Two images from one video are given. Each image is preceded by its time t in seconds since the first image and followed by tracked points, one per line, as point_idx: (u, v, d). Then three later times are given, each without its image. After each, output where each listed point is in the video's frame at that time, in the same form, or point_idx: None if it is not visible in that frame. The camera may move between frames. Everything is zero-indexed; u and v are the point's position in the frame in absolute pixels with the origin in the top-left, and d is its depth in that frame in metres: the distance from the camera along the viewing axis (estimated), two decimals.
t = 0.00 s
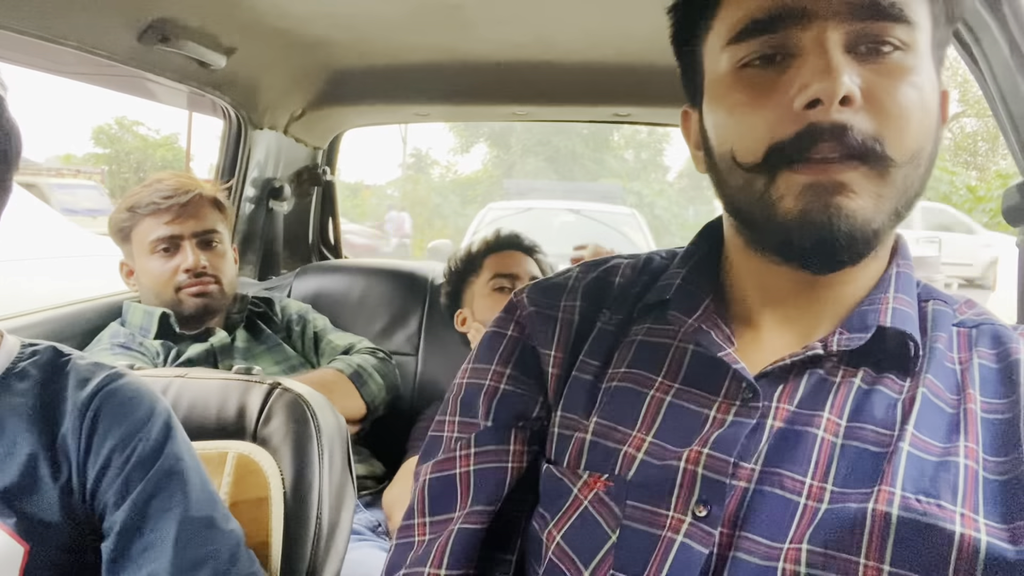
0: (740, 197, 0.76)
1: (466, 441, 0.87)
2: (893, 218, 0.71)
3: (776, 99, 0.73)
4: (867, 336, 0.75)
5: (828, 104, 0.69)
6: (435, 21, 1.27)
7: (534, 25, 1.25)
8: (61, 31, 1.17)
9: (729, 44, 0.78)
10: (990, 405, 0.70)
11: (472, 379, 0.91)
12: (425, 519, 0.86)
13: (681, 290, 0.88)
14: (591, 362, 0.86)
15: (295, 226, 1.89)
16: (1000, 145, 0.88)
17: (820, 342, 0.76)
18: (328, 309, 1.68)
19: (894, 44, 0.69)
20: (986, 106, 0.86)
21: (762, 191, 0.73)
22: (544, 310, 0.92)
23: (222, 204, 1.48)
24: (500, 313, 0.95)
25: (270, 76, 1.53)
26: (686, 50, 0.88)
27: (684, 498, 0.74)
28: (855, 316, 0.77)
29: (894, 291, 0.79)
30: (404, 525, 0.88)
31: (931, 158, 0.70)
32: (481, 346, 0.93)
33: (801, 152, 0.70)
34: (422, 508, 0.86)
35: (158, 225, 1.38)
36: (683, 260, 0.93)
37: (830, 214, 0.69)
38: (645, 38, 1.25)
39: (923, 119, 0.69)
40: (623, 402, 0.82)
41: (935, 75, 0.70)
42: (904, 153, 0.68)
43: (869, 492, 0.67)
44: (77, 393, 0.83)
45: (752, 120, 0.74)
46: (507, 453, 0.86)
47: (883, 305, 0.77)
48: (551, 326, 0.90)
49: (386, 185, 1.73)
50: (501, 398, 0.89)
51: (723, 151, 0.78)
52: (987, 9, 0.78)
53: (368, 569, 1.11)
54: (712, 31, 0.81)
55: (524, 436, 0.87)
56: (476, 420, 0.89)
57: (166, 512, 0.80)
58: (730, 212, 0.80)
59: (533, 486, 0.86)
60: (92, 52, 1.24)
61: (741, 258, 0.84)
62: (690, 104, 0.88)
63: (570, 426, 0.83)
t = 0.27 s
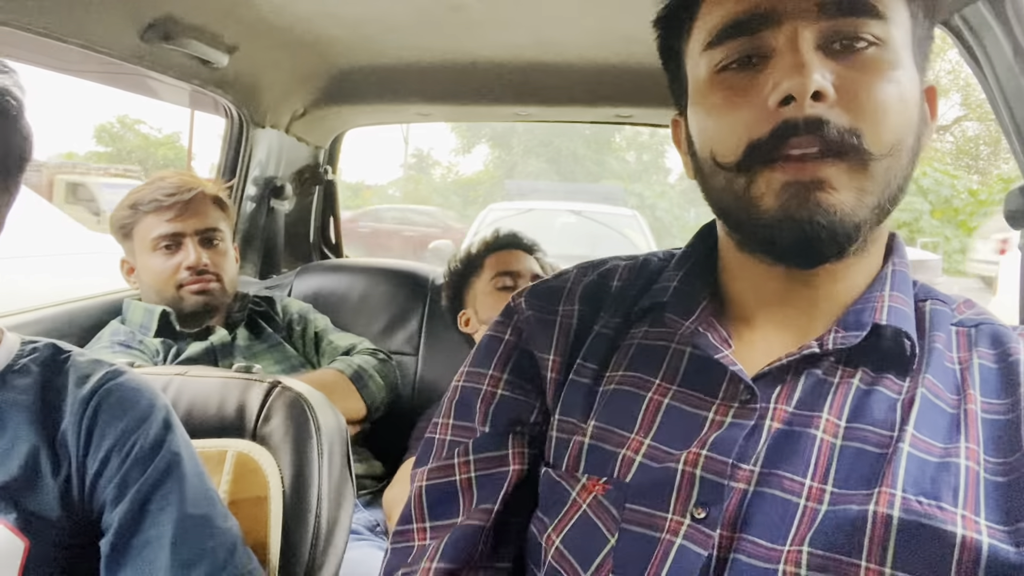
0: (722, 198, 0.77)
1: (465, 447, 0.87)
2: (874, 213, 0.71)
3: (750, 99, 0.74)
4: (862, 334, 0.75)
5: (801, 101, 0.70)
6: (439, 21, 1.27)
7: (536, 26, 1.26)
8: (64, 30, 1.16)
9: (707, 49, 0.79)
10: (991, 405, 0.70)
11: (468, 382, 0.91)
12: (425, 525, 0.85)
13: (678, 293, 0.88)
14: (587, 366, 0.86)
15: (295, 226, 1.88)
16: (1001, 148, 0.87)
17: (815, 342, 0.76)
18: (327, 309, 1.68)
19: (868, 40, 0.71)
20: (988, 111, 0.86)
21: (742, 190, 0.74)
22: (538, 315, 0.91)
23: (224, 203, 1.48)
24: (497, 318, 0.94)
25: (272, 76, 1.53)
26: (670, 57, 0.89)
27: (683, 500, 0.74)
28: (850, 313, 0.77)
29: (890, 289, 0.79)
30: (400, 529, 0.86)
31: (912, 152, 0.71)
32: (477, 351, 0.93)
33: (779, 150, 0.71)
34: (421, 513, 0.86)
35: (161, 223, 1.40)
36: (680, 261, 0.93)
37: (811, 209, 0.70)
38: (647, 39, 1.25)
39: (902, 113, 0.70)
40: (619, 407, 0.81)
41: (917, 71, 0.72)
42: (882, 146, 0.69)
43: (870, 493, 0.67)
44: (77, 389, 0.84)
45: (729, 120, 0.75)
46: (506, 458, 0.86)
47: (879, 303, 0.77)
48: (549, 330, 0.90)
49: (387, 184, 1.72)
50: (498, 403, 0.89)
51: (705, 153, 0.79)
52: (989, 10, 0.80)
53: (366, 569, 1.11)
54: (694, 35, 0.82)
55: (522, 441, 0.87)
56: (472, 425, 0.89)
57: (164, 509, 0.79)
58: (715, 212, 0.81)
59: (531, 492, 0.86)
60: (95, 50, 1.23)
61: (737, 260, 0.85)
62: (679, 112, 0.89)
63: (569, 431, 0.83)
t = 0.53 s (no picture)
0: (720, 196, 0.77)
1: (484, 436, 0.86)
2: (870, 208, 0.71)
3: (742, 98, 0.74)
4: (870, 337, 0.75)
5: (791, 97, 0.70)
6: (448, 21, 1.27)
7: (543, 25, 1.26)
8: (75, 26, 1.18)
9: (699, 52, 0.79)
10: (996, 405, 0.71)
11: (489, 372, 0.90)
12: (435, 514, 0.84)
13: (685, 293, 0.87)
14: (596, 359, 0.86)
15: (302, 225, 1.90)
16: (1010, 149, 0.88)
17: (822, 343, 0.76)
18: (333, 308, 1.69)
19: (860, 37, 0.71)
20: (996, 113, 0.88)
21: (738, 188, 0.74)
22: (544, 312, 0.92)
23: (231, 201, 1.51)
24: (514, 310, 0.94)
25: (279, 74, 1.54)
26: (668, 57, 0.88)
27: (690, 499, 0.74)
28: (857, 317, 0.77)
29: (897, 291, 0.78)
30: (406, 519, 0.85)
31: (908, 148, 0.71)
32: (495, 342, 0.92)
33: (771, 147, 0.71)
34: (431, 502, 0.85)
35: (168, 220, 1.42)
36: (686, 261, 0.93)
37: (805, 206, 0.70)
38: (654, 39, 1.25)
39: (896, 109, 0.70)
40: (629, 400, 0.81)
41: (915, 70, 0.71)
42: (876, 141, 0.69)
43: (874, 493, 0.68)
44: (83, 384, 0.84)
45: (722, 120, 0.75)
46: (528, 450, 0.84)
47: (886, 306, 0.77)
48: (561, 326, 0.90)
49: (392, 184, 1.62)
50: (521, 395, 0.87)
51: (702, 153, 0.79)
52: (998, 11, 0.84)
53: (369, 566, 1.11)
54: (690, 36, 0.81)
55: (545, 435, 0.86)
56: (492, 415, 0.87)
57: (168, 504, 0.80)
58: (715, 211, 0.81)
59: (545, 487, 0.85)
60: (104, 47, 1.24)
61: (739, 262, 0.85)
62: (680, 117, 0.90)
63: (575, 425, 0.83)
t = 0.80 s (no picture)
0: (721, 199, 0.77)
1: (505, 422, 0.82)
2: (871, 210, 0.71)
3: (743, 101, 0.74)
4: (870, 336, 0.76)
5: (791, 102, 0.70)
6: (451, 22, 1.28)
7: (545, 26, 1.26)
8: (77, 26, 1.18)
9: (702, 56, 0.79)
10: (1001, 407, 0.70)
11: (509, 363, 0.87)
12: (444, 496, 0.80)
13: (691, 294, 0.88)
14: (603, 353, 0.87)
15: (305, 225, 1.90)
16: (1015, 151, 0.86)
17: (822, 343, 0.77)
18: (337, 308, 1.69)
19: (862, 41, 0.70)
20: (1000, 114, 0.86)
21: (738, 189, 0.74)
22: (553, 309, 0.91)
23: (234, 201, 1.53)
24: (529, 305, 0.92)
25: (282, 75, 1.54)
26: (672, 64, 0.88)
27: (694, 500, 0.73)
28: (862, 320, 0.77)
29: (903, 291, 0.79)
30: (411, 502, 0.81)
31: (911, 149, 0.70)
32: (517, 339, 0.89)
33: (772, 149, 0.71)
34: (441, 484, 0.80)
35: (173, 221, 1.43)
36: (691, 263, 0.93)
37: (805, 206, 0.70)
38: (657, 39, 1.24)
39: (897, 113, 0.70)
40: (634, 396, 0.82)
41: (917, 74, 0.71)
42: (877, 143, 0.69)
43: (883, 495, 0.67)
44: (87, 385, 0.84)
45: (723, 124, 0.75)
46: (550, 440, 0.83)
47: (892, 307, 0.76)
48: (570, 322, 0.90)
49: (397, 185, 1.64)
50: (542, 387, 0.85)
51: (705, 156, 0.79)
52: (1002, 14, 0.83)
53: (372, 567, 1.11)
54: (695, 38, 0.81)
55: (565, 427, 0.84)
56: (512, 404, 0.83)
57: (171, 505, 0.80)
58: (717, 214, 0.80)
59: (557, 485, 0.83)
60: (110, 48, 1.26)
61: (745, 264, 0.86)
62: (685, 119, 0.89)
63: (582, 417, 0.84)
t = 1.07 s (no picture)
0: (724, 199, 0.77)
1: (507, 426, 0.82)
2: (875, 211, 0.71)
3: (747, 102, 0.73)
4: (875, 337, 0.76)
5: (795, 103, 0.70)
6: (455, 22, 1.27)
7: (548, 26, 1.26)
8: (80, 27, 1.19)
9: (706, 56, 0.80)
10: (1003, 408, 0.70)
11: (511, 367, 0.87)
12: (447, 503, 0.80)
13: (692, 296, 0.88)
14: (604, 355, 0.87)
15: (308, 225, 1.90)
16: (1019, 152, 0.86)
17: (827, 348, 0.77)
18: (339, 308, 1.69)
19: (866, 42, 0.70)
20: (1004, 113, 0.85)
21: (742, 190, 0.74)
22: (555, 310, 0.91)
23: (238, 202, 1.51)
24: (532, 307, 0.92)
25: (285, 76, 1.54)
26: (678, 62, 0.88)
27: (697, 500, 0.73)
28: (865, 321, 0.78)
29: (906, 293, 0.78)
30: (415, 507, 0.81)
31: (914, 151, 0.71)
32: (519, 342, 0.89)
33: (774, 151, 0.70)
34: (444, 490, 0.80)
35: (177, 221, 1.42)
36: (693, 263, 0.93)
37: (806, 207, 0.69)
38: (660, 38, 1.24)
39: (901, 114, 0.70)
40: (635, 398, 0.82)
41: (920, 74, 0.71)
42: (881, 144, 0.69)
43: (884, 496, 0.67)
44: (90, 385, 0.84)
45: (727, 124, 0.75)
46: (553, 443, 0.83)
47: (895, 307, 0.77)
48: (572, 325, 0.90)
49: (398, 185, 1.67)
50: (545, 390, 0.85)
51: (707, 157, 0.78)
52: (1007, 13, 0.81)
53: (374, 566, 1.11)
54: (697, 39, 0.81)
55: (568, 430, 0.84)
56: (515, 407, 0.84)
57: (174, 504, 0.80)
58: (721, 214, 0.81)
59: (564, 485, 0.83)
60: (111, 48, 1.25)
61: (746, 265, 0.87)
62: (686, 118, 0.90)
63: (586, 421, 0.84)
